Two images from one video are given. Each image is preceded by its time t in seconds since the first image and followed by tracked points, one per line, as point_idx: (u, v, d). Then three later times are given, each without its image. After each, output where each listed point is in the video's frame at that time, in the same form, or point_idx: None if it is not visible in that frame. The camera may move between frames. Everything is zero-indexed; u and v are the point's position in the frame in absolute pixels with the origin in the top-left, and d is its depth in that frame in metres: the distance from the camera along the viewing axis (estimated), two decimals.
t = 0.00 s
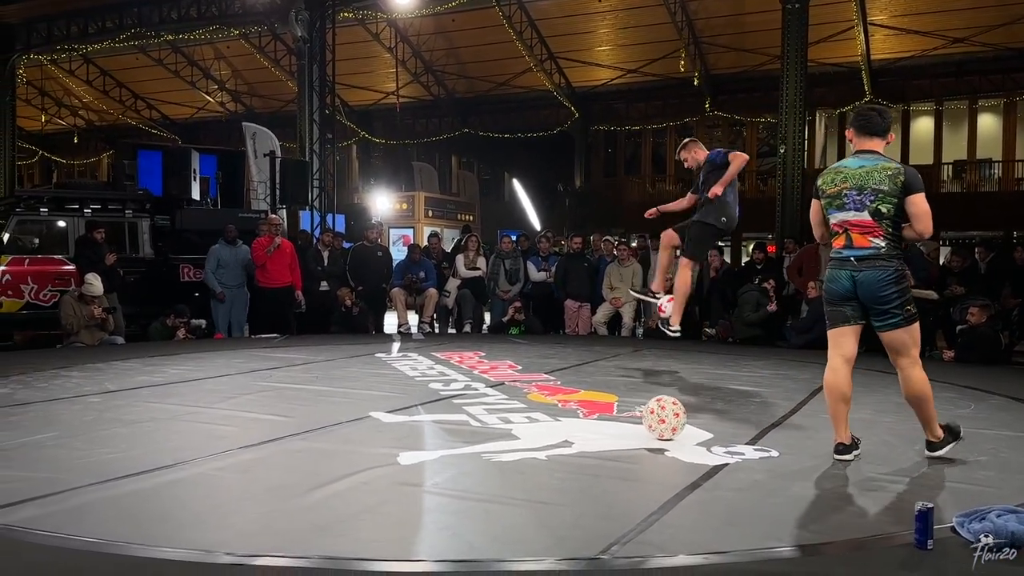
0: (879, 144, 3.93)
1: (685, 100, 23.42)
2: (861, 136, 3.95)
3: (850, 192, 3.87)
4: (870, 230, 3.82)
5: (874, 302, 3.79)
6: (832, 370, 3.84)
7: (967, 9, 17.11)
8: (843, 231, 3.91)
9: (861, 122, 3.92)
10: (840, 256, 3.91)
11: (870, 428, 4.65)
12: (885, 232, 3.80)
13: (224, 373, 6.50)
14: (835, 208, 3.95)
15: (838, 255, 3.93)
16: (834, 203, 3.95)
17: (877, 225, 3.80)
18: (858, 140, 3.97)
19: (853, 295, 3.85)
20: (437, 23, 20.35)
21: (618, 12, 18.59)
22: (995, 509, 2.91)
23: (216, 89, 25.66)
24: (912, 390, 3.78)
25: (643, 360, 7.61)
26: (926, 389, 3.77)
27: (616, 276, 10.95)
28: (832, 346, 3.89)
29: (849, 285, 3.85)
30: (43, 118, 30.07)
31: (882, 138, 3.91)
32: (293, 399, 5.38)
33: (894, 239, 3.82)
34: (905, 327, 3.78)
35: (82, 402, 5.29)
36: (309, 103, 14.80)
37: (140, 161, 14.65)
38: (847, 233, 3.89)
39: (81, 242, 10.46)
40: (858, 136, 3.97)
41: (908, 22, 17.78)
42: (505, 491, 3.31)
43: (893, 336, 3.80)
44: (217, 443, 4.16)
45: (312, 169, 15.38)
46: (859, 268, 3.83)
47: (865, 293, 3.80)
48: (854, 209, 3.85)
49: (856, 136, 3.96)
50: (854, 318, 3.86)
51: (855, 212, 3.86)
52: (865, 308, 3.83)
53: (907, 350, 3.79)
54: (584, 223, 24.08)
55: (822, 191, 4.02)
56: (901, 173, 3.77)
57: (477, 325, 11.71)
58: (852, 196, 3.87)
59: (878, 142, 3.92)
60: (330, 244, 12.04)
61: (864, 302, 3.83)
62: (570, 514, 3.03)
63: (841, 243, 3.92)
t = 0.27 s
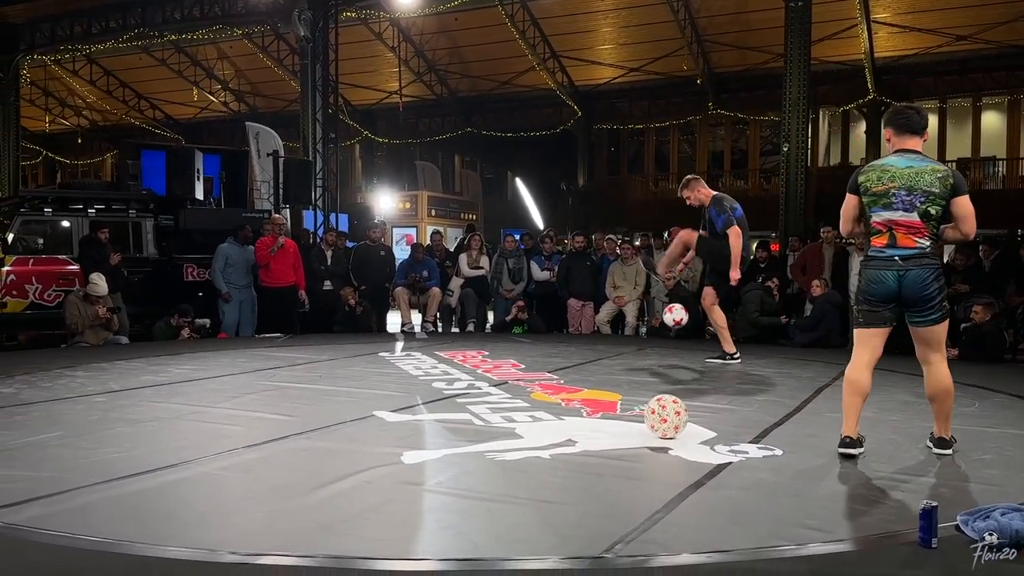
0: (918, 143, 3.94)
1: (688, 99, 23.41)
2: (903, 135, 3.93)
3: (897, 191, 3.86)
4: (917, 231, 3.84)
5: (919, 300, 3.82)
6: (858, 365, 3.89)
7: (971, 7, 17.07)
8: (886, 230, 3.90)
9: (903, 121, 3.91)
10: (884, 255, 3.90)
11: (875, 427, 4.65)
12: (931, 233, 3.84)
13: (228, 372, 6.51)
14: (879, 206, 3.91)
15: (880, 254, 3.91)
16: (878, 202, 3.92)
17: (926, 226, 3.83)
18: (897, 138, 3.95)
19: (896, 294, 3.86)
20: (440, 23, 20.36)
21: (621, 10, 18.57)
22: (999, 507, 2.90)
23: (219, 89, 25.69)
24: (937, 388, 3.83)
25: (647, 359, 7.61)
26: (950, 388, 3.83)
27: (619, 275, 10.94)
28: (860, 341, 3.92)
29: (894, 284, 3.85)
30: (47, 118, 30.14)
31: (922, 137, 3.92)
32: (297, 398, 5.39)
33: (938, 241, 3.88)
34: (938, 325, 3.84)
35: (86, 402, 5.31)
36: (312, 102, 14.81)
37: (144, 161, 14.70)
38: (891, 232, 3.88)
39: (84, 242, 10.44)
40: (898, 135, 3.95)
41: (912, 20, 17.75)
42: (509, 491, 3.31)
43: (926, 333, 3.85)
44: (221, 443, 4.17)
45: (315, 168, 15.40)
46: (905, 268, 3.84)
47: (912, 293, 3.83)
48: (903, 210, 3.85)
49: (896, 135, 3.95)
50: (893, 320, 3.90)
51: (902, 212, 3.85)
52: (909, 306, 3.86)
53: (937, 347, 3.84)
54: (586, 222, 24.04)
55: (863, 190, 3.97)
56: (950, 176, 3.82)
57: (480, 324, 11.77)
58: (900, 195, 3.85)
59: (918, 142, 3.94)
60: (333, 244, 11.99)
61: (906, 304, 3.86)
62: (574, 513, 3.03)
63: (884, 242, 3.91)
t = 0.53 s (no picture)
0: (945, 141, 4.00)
1: (690, 98, 23.42)
2: (932, 133, 3.96)
3: (939, 186, 3.87)
4: (953, 227, 3.88)
5: (948, 296, 3.86)
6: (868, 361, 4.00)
7: (973, 5, 17.04)
8: (924, 224, 3.88)
9: (932, 118, 3.94)
10: (919, 250, 3.88)
11: (878, 426, 4.64)
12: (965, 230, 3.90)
13: (231, 372, 6.52)
14: (920, 200, 3.89)
15: (916, 248, 3.88)
16: (918, 195, 3.89)
17: (961, 222, 3.89)
18: (926, 136, 3.98)
19: (929, 288, 3.87)
20: (442, 23, 20.38)
21: (622, 10, 18.57)
22: (1002, 507, 2.90)
23: (221, 89, 25.73)
24: (946, 387, 3.81)
25: (650, 358, 7.61)
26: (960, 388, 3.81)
27: (622, 274, 10.94)
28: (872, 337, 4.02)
29: (929, 278, 3.85)
30: (50, 119, 30.19)
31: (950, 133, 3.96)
32: (300, 399, 5.40)
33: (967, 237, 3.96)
34: (952, 321, 3.87)
35: (90, 402, 5.32)
36: (314, 102, 14.82)
37: (147, 162, 14.73)
38: (929, 226, 3.87)
39: (88, 242, 10.52)
40: (926, 132, 3.97)
41: (914, 18, 17.73)
42: (511, 490, 3.32)
43: (940, 329, 3.88)
44: (225, 443, 4.18)
45: (318, 168, 15.42)
46: (941, 263, 3.86)
47: (945, 288, 3.86)
48: (943, 205, 3.86)
49: (925, 132, 3.97)
50: (915, 317, 3.96)
51: (942, 207, 3.87)
52: (938, 301, 3.88)
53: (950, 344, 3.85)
54: (588, 221, 24.03)
55: (904, 182, 3.91)
56: (982, 175, 3.93)
57: (483, 324, 11.79)
58: (941, 190, 3.87)
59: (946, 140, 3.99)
60: (336, 244, 11.92)
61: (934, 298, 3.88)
62: (577, 513, 3.04)
63: (920, 236, 3.88)
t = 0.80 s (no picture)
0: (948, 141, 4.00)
1: (691, 98, 23.43)
2: (939, 132, 3.94)
3: (954, 186, 3.87)
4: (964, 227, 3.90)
5: (958, 296, 3.89)
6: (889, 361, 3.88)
7: (974, 5, 17.04)
8: (939, 224, 3.86)
9: (939, 118, 3.91)
10: (934, 250, 3.86)
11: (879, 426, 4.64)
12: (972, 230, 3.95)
13: (233, 373, 6.53)
14: (937, 199, 3.86)
15: (931, 248, 3.86)
16: (937, 195, 3.86)
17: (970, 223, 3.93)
18: (932, 135, 3.95)
19: (943, 287, 3.87)
20: (443, 24, 20.39)
21: (624, 10, 18.57)
22: (1003, 507, 2.91)
23: (223, 90, 25.74)
24: (953, 386, 3.85)
25: (652, 359, 7.61)
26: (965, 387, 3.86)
27: (623, 274, 10.94)
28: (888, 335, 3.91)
29: (944, 278, 3.85)
30: (51, 120, 30.22)
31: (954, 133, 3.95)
32: (302, 399, 5.40)
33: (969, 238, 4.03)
34: (957, 321, 3.91)
35: (93, 403, 5.33)
36: (315, 102, 14.83)
37: (149, 163, 14.75)
38: (944, 226, 3.86)
39: (90, 244, 10.59)
40: (932, 132, 3.94)
41: (915, 18, 17.72)
42: (513, 491, 3.32)
43: (949, 328, 3.90)
44: (228, 444, 4.19)
45: (319, 169, 15.43)
46: (953, 263, 3.87)
47: (957, 288, 3.88)
48: (958, 205, 3.87)
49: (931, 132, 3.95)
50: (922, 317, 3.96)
51: (956, 208, 3.87)
52: (951, 300, 3.90)
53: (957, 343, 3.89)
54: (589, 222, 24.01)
55: (924, 180, 3.85)
56: (983, 177, 4.00)
57: (485, 325, 11.77)
58: (956, 190, 3.87)
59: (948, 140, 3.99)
60: (337, 245, 11.89)
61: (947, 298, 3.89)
62: (578, 514, 3.04)
63: (934, 236, 3.86)
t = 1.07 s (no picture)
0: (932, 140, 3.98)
1: (692, 99, 23.45)
2: (925, 133, 3.92)
3: (949, 189, 3.87)
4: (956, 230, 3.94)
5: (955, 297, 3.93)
6: (910, 369, 3.81)
7: (975, 5, 17.03)
8: (935, 228, 3.87)
9: (925, 118, 3.90)
10: (932, 253, 3.86)
11: (880, 427, 4.64)
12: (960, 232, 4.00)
13: (234, 375, 6.53)
14: (935, 203, 3.86)
15: (929, 251, 3.86)
16: (935, 199, 3.85)
17: (960, 224, 3.97)
18: (917, 135, 3.93)
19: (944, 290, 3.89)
20: (443, 25, 20.41)
21: (625, 11, 18.58)
22: (1004, 508, 2.90)
23: (224, 92, 25.78)
24: (953, 387, 3.88)
25: (653, 360, 7.61)
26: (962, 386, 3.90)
27: (624, 275, 10.94)
28: (905, 343, 3.85)
29: (944, 280, 3.87)
30: (52, 121, 30.26)
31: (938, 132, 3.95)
32: (303, 401, 5.40)
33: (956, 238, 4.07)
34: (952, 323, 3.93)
35: (94, 404, 5.33)
36: (316, 104, 14.85)
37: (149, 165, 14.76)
38: (940, 230, 3.88)
39: (92, 245, 10.59)
40: (918, 132, 3.92)
41: (915, 18, 17.72)
42: (514, 492, 3.32)
43: (945, 330, 3.87)
44: (229, 445, 4.19)
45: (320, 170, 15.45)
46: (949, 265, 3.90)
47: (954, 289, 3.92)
48: (952, 208, 3.89)
49: (918, 132, 3.92)
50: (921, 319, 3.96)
51: (951, 210, 3.89)
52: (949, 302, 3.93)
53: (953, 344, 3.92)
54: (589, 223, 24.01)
55: (924, 185, 3.82)
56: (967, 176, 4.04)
57: (486, 326, 11.76)
58: (951, 193, 3.88)
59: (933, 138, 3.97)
60: (337, 245, 11.82)
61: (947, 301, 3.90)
62: (579, 514, 3.04)
63: (931, 240, 3.87)
